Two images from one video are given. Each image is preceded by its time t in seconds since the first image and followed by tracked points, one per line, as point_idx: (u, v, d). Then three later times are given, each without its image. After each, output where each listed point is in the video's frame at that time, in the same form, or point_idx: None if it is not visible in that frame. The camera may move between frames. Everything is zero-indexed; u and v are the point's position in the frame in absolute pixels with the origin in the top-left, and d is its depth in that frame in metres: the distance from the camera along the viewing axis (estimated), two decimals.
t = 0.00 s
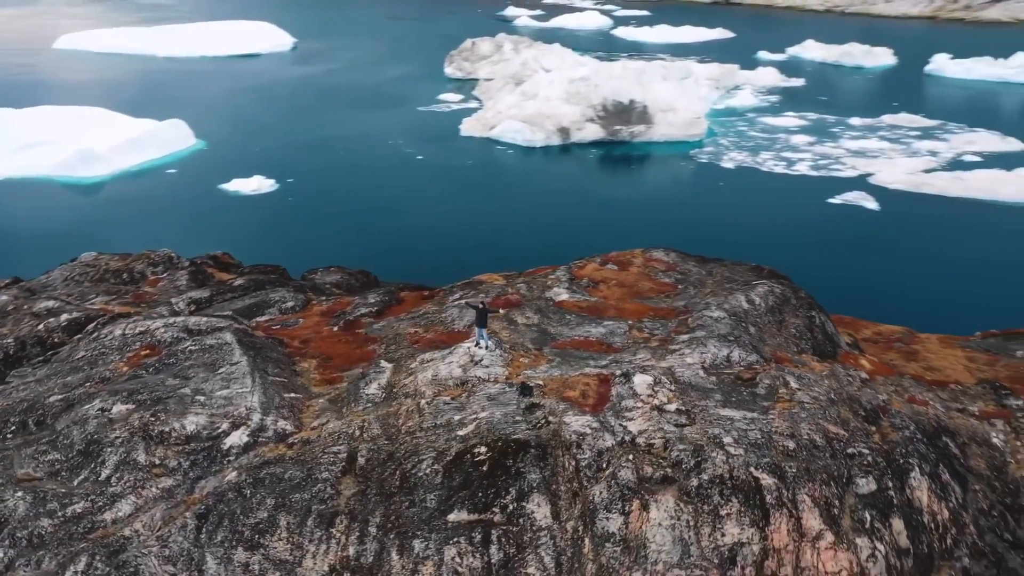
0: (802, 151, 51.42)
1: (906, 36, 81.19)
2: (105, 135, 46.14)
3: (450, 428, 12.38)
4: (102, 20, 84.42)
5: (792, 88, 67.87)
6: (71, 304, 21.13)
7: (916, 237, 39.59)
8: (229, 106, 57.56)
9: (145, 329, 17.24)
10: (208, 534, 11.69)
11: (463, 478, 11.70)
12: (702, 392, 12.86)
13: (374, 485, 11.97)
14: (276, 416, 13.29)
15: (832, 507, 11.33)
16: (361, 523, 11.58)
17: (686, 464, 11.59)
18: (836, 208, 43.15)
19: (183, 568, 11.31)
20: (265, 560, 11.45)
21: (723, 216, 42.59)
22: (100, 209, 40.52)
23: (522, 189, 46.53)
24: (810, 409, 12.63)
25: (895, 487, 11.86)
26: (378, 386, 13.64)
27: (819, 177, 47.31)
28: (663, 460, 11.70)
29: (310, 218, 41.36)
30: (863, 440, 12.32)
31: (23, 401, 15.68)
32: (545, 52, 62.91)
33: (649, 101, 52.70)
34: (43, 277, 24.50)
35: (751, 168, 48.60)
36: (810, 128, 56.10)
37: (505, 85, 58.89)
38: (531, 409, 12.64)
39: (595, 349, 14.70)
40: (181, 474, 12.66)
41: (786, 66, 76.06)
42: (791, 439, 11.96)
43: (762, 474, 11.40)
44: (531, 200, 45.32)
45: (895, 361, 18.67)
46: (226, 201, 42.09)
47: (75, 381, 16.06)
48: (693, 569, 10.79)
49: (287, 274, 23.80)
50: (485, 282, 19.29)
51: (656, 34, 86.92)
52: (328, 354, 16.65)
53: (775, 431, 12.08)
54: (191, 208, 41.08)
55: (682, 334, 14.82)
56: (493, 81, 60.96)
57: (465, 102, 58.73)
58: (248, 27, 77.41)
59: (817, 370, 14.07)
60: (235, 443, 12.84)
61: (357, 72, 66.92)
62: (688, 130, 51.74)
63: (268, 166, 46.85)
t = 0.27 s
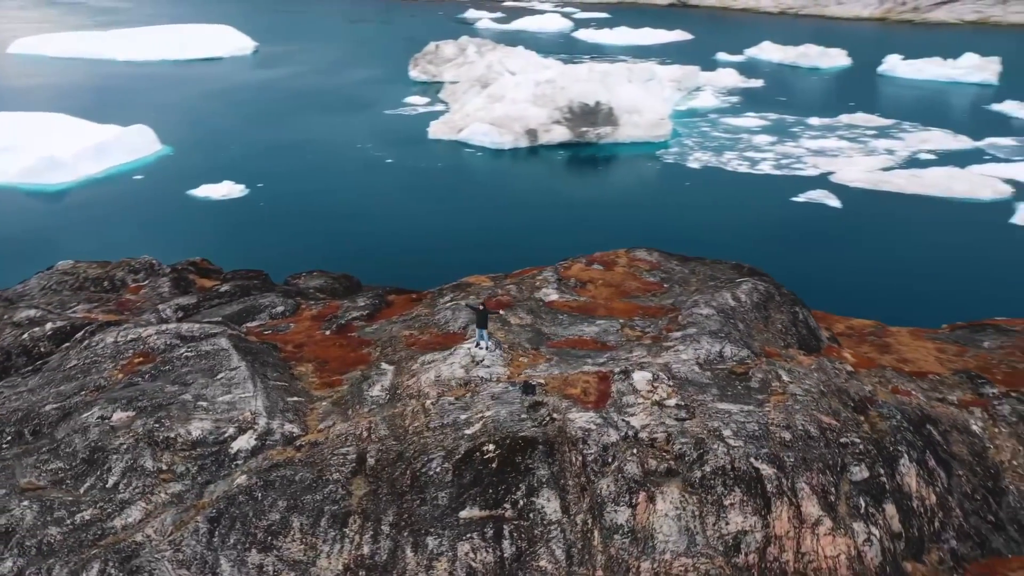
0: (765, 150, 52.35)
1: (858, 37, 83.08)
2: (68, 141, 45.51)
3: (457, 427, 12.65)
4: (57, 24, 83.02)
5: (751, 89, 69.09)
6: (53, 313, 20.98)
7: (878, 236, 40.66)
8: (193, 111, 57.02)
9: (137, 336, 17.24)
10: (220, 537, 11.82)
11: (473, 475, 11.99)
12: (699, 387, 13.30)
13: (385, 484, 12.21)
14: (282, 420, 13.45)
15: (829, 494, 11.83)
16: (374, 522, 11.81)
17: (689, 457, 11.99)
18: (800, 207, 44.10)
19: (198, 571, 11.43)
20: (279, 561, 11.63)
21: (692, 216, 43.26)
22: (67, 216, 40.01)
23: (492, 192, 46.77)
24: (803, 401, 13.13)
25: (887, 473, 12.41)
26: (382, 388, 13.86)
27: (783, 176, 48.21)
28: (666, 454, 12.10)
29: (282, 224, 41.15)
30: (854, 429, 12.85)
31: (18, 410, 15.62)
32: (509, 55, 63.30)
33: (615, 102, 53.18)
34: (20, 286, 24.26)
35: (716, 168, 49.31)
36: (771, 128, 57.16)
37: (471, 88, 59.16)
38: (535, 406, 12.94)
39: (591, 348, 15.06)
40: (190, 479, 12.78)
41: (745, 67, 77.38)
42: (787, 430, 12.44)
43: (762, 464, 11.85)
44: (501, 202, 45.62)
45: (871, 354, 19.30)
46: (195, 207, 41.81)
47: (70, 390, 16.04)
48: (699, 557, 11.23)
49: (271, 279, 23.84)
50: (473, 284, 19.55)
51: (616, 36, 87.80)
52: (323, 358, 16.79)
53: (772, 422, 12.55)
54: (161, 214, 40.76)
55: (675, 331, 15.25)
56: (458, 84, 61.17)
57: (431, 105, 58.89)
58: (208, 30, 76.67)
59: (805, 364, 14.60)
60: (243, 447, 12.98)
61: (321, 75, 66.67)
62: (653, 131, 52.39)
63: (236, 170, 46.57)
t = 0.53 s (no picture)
0: (733, 150, 53.08)
1: (817, 39, 84.65)
2: (34, 147, 44.85)
3: (463, 427, 12.88)
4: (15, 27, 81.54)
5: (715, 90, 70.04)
6: (37, 321, 20.79)
7: (845, 235, 41.58)
8: (159, 115, 56.43)
9: (130, 343, 17.22)
10: (232, 540, 11.94)
11: (481, 473, 12.23)
12: (695, 383, 13.68)
13: (394, 484, 12.41)
14: (287, 423, 13.59)
15: (826, 484, 12.27)
16: (386, 521, 12.01)
17: (691, 450, 12.36)
18: (769, 206, 44.91)
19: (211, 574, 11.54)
20: (291, 562, 11.79)
21: (664, 216, 43.82)
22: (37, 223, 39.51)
23: (465, 195, 46.94)
24: (796, 395, 13.58)
25: (879, 462, 12.89)
26: (385, 390, 14.05)
27: (751, 175, 48.99)
28: (668, 448, 12.46)
29: (257, 229, 40.93)
30: (846, 421, 13.32)
31: (12, 420, 15.55)
32: (477, 58, 63.58)
33: (584, 104, 53.66)
34: None
35: (685, 168, 49.99)
36: (737, 129, 57.98)
37: (440, 90, 59.35)
38: (538, 405, 13.22)
39: (586, 347, 15.37)
40: (197, 484, 12.87)
41: (708, 68, 78.40)
42: (783, 422, 12.87)
43: (761, 456, 12.26)
44: (475, 204, 45.85)
45: (850, 348, 19.84)
46: (167, 213, 41.50)
47: (65, 398, 15.98)
48: (704, 547, 11.62)
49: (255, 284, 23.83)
50: (462, 286, 19.77)
51: (581, 38, 88.41)
52: (319, 362, 16.91)
53: (768, 416, 12.97)
54: (133, 220, 40.41)
55: (667, 329, 15.62)
56: (427, 87, 61.27)
57: (401, 109, 58.95)
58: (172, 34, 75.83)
59: (795, 359, 15.06)
60: (250, 451, 13.11)
61: (288, 79, 66.31)
62: (622, 132, 52.93)
63: (207, 175, 46.26)
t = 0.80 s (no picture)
0: (705, 150, 53.62)
1: (782, 40, 85.88)
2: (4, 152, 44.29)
3: (467, 426, 13.09)
4: None
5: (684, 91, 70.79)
6: (23, 329, 20.64)
7: (818, 233, 42.32)
8: (130, 119, 55.91)
9: (124, 349, 17.20)
10: (242, 542, 12.06)
11: (488, 470, 12.46)
12: (692, 379, 14.03)
13: (402, 483, 12.60)
14: (292, 426, 13.72)
15: (822, 475, 12.67)
16: (395, 520, 12.19)
17: (691, 444, 12.69)
18: (742, 206, 45.57)
19: None
20: (302, 562, 11.93)
21: (642, 217, 44.28)
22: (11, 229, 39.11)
23: (443, 198, 47.04)
24: (788, 389, 13.99)
25: (871, 453, 13.32)
26: (388, 391, 14.22)
27: (723, 175, 49.61)
28: (670, 442, 12.77)
29: (237, 235, 40.71)
30: (838, 414, 13.74)
31: (8, 427, 15.50)
32: (450, 60, 63.71)
33: (558, 106, 54.06)
34: None
35: (659, 169, 50.50)
36: (708, 128, 58.63)
37: (414, 93, 59.44)
38: (540, 404, 13.47)
39: (582, 346, 15.64)
40: (204, 488, 12.97)
41: (677, 70, 79.23)
42: (779, 416, 13.25)
43: (760, 449, 12.64)
44: (452, 207, 46.00)
45: (833, 342, 20.32)
46: (143, 219, 41.25)
47: (61, 405, 15.93)
48: (707, 538, 11.98)
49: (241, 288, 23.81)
50: (452, 288, 19.98)
51: (551, 40, 88.85)
52: (315, 365, 17.02)
53: (764, 410, 13.36)
54: (108, 226, 40.17)
55: (661, 327, 15.96)
56: (400, 90, 61.31)
57: (374, 112, 58.96)
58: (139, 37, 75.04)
59: (784, 354, 15.47)
60: (256, 454, 13.23)
61: (259, 82, 65.97)
62: (596, 134, 53.35)
63: (181, 180, 45.98)
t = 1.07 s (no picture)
0: (669, 151, 54.01)
1: (739, 42, 87.34)
2: None
3: (474, 426, 13.35)
4: None
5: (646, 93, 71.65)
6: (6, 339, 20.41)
7: (785, 233, 43.24)
8: (91, 125, 55.11)
9: (117, 357, 17.16)
10: (255, 545, 12.20)
11: (497, 468, 12.72)
12: (688, 375, 14.44)
13: (413, 483, 12.83)
14: (298, 429, 13.86)
15: (818, 464, 13.15)
16: (407, 519, 12.42)
17: (693, 438, 13.09)
18: (709, 206, 46.36)
19: None
20: (316, 563, 12.10)
21: (613, 218, 44.82)
22: None
23: (415, 202, 47.14)
24: (781, 383, 14.46)
25: (862, 443, 13.85)
26: (392, 393, 14.42)
27: (689, 176, 50.29)
28: (671, 437, 13.16)
29: (210, 242, 40.42)
30: (829, 406, 14.25)
31: (4, 438, 15.41)
32: (414, 63, 63.75)
33: (525, 109, 54.47)
34: None
35: (626, 170, 51.09)
36: (670, 130, 59.05)
37: (380, 97, 59.45)
38: (543, 402, 13.77)
39: (578, 345, 15.97)
40: (214, 492, 13.07)
41: (638, 72, 80.14)
42: (774, 409, 13.72)
43: (759, 441, 13.08)
44: (423, 211, 46.16)
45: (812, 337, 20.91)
46: (112, 227, 40.85)
47: (56, 415, 15.87)
48: (711, 528, 12.42)
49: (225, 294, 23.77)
50: (441, 291, 20.21)
51: (512, 43, 89.28)
52: (311, 369, 17.12)
53: (760, 404, 13.82)
54: (76, 234, 39.76)
55: (653, 325, 16.36)
56: (366, 94, 61.24)
57: (341, 117, 58.86)
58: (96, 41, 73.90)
59: (774, 349, 15.96)
60: (264, 458, 13.36)
61: (222, 87, 65.40)
62: (562, 137, 53.79)
63: (148, 187, 45.53)
